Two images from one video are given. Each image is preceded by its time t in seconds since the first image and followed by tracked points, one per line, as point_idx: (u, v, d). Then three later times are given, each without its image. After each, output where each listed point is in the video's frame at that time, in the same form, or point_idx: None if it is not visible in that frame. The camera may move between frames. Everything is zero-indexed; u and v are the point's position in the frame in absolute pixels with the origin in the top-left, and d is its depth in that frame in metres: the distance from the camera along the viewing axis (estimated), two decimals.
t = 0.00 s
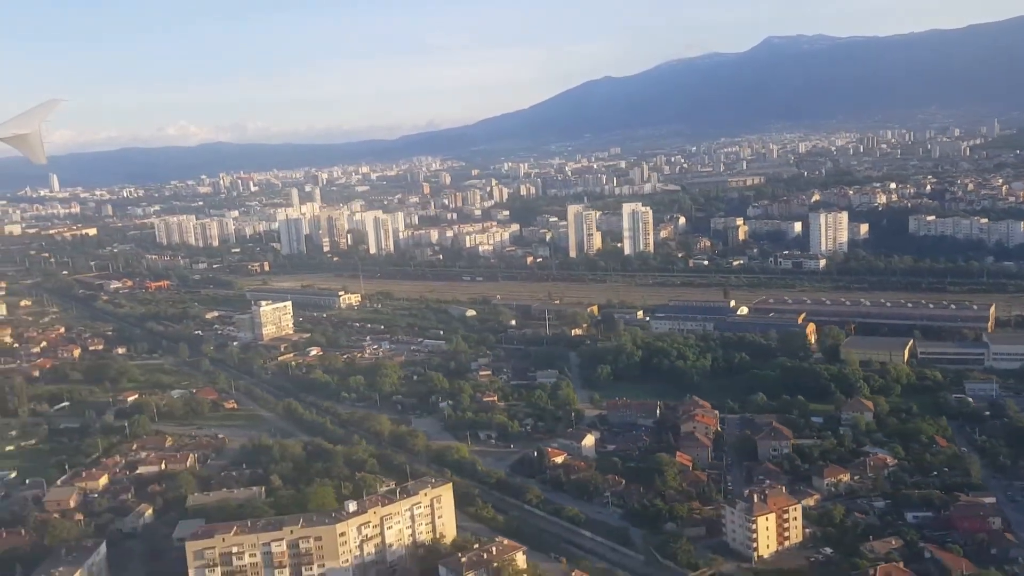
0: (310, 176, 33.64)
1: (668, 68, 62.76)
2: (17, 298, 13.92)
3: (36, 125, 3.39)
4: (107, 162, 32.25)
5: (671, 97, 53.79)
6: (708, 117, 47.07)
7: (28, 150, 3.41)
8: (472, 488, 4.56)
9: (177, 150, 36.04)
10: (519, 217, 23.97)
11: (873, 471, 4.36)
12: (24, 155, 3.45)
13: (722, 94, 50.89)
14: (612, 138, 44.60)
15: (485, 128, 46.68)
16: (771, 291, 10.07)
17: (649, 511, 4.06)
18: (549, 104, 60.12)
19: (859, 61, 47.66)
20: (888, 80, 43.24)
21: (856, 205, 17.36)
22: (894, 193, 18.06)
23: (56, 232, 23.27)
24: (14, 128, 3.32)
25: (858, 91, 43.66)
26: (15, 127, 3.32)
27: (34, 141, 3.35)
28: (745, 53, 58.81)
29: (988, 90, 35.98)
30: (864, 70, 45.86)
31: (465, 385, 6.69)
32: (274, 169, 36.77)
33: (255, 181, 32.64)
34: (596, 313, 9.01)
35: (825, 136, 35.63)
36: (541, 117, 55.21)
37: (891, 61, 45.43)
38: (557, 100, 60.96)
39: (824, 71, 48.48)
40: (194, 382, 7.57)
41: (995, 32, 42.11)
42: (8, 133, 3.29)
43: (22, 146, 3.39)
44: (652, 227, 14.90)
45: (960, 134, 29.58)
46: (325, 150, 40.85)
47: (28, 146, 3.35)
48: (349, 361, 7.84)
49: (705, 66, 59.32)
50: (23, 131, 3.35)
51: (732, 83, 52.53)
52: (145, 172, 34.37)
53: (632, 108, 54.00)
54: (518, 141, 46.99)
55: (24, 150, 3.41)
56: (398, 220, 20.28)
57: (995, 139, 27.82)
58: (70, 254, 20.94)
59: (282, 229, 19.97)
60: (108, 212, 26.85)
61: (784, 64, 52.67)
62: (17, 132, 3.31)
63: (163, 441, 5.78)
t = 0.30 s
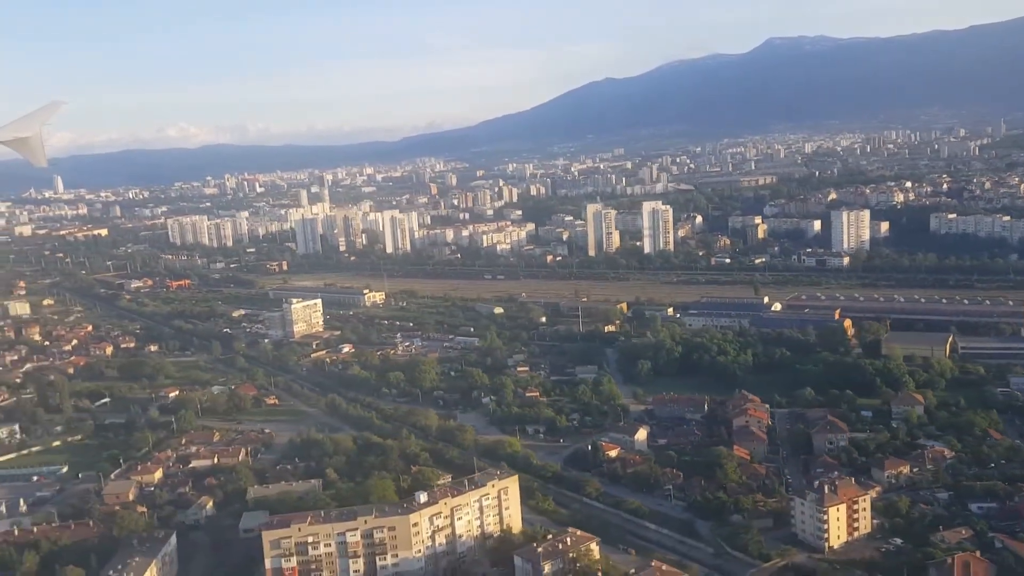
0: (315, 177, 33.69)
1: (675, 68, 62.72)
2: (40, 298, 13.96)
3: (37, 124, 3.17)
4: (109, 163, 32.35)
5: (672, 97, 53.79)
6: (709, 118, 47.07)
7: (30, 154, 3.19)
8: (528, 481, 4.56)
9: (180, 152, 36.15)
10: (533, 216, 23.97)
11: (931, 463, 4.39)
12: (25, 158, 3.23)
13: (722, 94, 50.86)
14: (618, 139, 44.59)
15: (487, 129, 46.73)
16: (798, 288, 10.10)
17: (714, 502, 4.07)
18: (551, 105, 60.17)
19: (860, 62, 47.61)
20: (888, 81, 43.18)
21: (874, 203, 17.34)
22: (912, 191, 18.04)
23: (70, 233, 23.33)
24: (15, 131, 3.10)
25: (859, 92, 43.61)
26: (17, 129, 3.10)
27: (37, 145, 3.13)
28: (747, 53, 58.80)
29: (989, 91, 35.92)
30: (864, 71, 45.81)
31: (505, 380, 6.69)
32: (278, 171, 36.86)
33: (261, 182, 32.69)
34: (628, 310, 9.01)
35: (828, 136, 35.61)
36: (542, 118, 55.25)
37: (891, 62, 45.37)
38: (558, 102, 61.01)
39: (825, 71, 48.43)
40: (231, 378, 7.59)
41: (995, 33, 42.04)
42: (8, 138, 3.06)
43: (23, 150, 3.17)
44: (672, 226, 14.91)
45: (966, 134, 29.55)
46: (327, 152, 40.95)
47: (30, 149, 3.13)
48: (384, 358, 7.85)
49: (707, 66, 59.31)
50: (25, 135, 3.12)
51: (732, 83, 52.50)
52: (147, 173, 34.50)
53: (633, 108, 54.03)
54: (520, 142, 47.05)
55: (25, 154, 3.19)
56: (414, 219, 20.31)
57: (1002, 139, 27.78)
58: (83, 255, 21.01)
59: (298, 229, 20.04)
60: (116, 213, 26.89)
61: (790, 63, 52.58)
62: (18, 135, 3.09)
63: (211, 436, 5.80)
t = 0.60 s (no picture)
0: (320, 176, 33.74)
1: (682, 67, 62.65)
2: (62, 296, 14.03)
3: (38, 124, 3.45)
4: (108, 163, 32.49)
5: (672, 97, 53.76)
6: (710, 117, 47.04)
7: (31, 152, 3.48)
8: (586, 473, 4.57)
9: (179, 151, 36.27)
10: (548, 215, 23.98)
11: (989, 455, 4.40)
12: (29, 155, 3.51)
13: (722, 94, 50.82)
14: (624, 138, 44.58)
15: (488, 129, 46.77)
16: (825, 284, 10.10)
17: (778, 493, 4.08)
18: (551, 105, 60.22)
19: (859, 61, 47.53)
20: (888, 80, 43.10)
21: (891, 201, 17.33)
22: (931, 189, 18.01)
23: (84, 232, 23.41)
24: (16, 131, 3.38)
25: (859, 92, 43.54)
26: (18, 128, 3.38)
27: (37, 144, 3.41)
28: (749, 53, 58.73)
29: (989, 90, 35.82)
30: (864, 70, 45.72)
31: (545, 375, 6.71)
32: (280, 171, 36.96)
33: (266, 182, 32.73)
34: (659, 306, 9.00)
35: (829, 135, 35.59)
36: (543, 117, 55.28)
37: (891, 61, 45.27)
38: (558, 102, 61.03)
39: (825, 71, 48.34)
40: (268, 374, 7.62)
41: (995, 33, 41.91)
42: (8, 136, 3.34)
43: (25, 149, 3.46)
44: (691, 223, 14.89)
45: (971, 132, 29.48)
46: (330, 151, 41.03)
47: (31, 148, 3.42)
48: (420, 353, 7.86)
49: (708, 66, 59.28)
50: (26, 134, 3.41)
51: (732, 83, 52.48)
52: (147, 172, 34.57)
53: (634, 108, 54.02)
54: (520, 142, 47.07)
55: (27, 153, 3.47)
56: (429, 217, 20.34)
57: (1008, 139, 27.72)
58: (97, 254, 21.10)
59: (314, 227, 20.13)
60: (123, 212, 26.98)
61: (795, 62, 52.45)
62: (18, 134, 3.37)
63: (259, 430, 5.83)
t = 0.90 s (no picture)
0: (325, 177, 33.81)
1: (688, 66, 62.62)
2: (85, 294, 14.08)
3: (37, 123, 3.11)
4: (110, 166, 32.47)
5: (673, 97, 53.79)
6: (710, 117, 47.06)
7: (29, 151, 3.14)
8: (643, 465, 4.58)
9: (179, 152, 36.31)
10: (561, 213, 23.99)
11: None
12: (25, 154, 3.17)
13: (723, 94, 50.82)
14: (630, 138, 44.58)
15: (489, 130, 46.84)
16: (850, 282, 10.10)
17: (840, 485, 4.10)
18: (552, 106, 60.29)
19: (859, 61, 47.47)
20: (887, 80, 43.05)
21: (908, 198, 17.34)
22: (948, 188, 18.01)
23: (97, 233, 23.47)
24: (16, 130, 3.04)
25: (858, 92, 43.52)
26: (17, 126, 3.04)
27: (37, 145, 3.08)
28: (750, 53, 58.69)
29: (988, 90, 35.78)
30: (864, 70, 45.68)
31: (585, 370, 6.71)
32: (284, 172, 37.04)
33: (272, 183, 32.74)
34: (689, 302, 9.00)
35: (830, 135, 35.61)
36: (544, 117, 55.35)
37: (890, 61, 45.20)
38: (559, 102, 61.07)
39: (825, 71, 48.32)
40: (305, 370, 7.64)
41: (995, 32, 41.80)
42: (7, 135, 3.01)
43: (22, 148, 3.12)
44: (711, 221, 14.95)
45: (976, 132, 29.44)
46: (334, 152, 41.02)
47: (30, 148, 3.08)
48: (454, 349, 7.86)
49: (709, 67, 59.27)
50: (25, 132, 3.07)
51: (732, 83, 52.48)
52: (148, 174, 34.58)
53: (635, 108, 54.06)
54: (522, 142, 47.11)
55: (25, 152, 3.14)
56: (444, 216, 20.35)
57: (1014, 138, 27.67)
58: (112, 254, 21.15)
59: (330, 226, 20.16)
60: (131, 213, 27.04)
61: (798, 61, 52.38)
62: (18, 135, 3.03)
63: (305, 425, 5.86)
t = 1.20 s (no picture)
0: (331, 176, 33.83)
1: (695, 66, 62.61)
2: (106, 293, 14.13)
3: (36, 123, 3.06)
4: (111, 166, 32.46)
5: (676, 98, 53.80)
6: (712, 118, 47.06)
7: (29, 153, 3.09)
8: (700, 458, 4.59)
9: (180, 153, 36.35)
10: (575, 213, 24.00)
11: None
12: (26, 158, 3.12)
13: (725, 94, 50.82)
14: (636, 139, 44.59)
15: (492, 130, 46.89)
16: (876, 279, 10.09)
17: (903, 477, 4.12)
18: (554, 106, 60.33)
19: (861, 62, 47.43)
20: (889, 81, 43.00)
21: (924, 197, 17.35)
22: (965, 187, 18.00)
23: (110, 233, 23.55)
24: (14, 130, 2.98)
25: (859, 93, 43.50)
26: (15, 127, 2.99)
27: (36, 145, 3.02)
28: (753, 54, 58.66)
29: (990, 91, 35.73)
30: (865, 72, 45.64)
31: (625, 365, 6.73)
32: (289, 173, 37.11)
33: (277, 184, 32.75)
34: (720, 299, 9.02)
35: (832, 136, 35.60)
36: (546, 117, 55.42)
37: (892, 62, 45.15)
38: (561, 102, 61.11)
39: (828, 72, 48.36)
40: (341, 366, 7.68)
41: (997, 34, 41.73)
42: (6, 136, 2.95)
43: (23, 150, 3.06)
44: (730, 220, 15.00)
45: (982, 132, 29.40)
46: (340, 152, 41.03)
47: (30, 148, 3.02)
48: (488, 345, 7.88)
49: (711, 68, 59.26)
50: (25, 133, 3.02)
51: (734, 83, 52.47)
52: (148, 176, 34.62)
53: (638, 108, 54.09)
54: (524, 142, 47.14)
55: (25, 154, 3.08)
56: (459, 215, 20.36)
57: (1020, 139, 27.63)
58: (125, 254, 21.21)
59: (346, 225, 20.21)
60: (137, 213, 27.06)
61: (804, 62, 52.36)
62: (16, 135, 2.98)
63: (350, 420, 5.89)
